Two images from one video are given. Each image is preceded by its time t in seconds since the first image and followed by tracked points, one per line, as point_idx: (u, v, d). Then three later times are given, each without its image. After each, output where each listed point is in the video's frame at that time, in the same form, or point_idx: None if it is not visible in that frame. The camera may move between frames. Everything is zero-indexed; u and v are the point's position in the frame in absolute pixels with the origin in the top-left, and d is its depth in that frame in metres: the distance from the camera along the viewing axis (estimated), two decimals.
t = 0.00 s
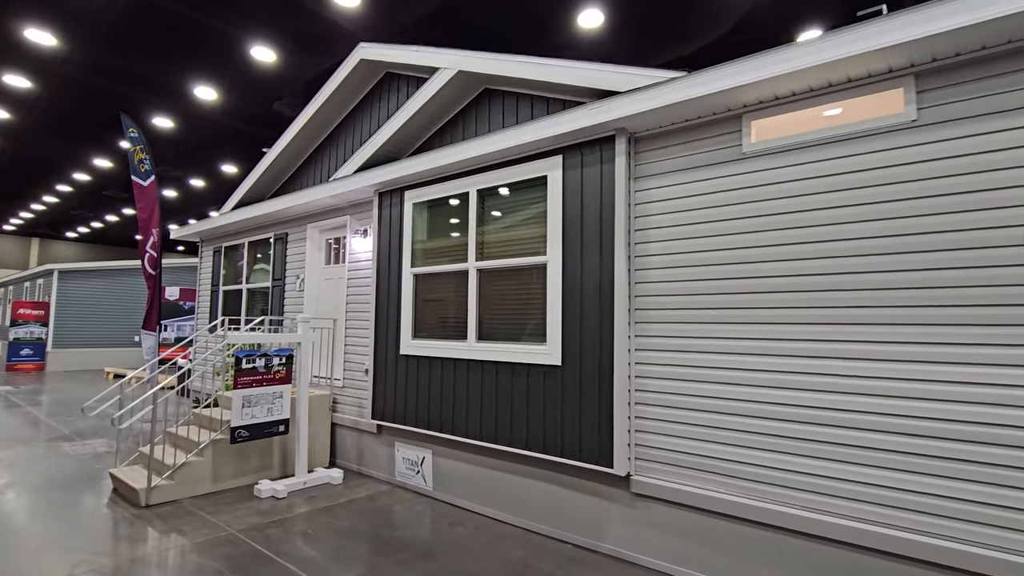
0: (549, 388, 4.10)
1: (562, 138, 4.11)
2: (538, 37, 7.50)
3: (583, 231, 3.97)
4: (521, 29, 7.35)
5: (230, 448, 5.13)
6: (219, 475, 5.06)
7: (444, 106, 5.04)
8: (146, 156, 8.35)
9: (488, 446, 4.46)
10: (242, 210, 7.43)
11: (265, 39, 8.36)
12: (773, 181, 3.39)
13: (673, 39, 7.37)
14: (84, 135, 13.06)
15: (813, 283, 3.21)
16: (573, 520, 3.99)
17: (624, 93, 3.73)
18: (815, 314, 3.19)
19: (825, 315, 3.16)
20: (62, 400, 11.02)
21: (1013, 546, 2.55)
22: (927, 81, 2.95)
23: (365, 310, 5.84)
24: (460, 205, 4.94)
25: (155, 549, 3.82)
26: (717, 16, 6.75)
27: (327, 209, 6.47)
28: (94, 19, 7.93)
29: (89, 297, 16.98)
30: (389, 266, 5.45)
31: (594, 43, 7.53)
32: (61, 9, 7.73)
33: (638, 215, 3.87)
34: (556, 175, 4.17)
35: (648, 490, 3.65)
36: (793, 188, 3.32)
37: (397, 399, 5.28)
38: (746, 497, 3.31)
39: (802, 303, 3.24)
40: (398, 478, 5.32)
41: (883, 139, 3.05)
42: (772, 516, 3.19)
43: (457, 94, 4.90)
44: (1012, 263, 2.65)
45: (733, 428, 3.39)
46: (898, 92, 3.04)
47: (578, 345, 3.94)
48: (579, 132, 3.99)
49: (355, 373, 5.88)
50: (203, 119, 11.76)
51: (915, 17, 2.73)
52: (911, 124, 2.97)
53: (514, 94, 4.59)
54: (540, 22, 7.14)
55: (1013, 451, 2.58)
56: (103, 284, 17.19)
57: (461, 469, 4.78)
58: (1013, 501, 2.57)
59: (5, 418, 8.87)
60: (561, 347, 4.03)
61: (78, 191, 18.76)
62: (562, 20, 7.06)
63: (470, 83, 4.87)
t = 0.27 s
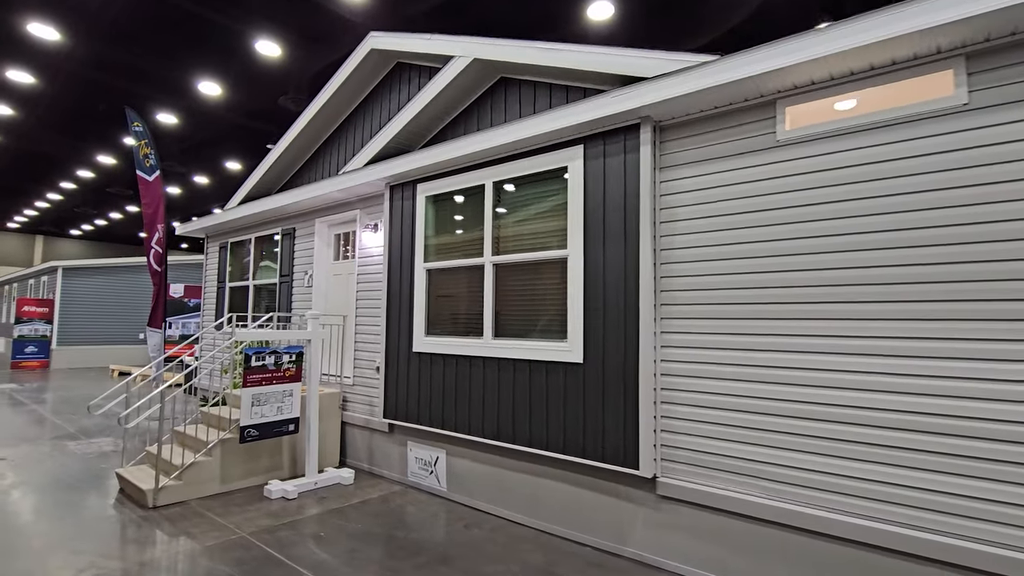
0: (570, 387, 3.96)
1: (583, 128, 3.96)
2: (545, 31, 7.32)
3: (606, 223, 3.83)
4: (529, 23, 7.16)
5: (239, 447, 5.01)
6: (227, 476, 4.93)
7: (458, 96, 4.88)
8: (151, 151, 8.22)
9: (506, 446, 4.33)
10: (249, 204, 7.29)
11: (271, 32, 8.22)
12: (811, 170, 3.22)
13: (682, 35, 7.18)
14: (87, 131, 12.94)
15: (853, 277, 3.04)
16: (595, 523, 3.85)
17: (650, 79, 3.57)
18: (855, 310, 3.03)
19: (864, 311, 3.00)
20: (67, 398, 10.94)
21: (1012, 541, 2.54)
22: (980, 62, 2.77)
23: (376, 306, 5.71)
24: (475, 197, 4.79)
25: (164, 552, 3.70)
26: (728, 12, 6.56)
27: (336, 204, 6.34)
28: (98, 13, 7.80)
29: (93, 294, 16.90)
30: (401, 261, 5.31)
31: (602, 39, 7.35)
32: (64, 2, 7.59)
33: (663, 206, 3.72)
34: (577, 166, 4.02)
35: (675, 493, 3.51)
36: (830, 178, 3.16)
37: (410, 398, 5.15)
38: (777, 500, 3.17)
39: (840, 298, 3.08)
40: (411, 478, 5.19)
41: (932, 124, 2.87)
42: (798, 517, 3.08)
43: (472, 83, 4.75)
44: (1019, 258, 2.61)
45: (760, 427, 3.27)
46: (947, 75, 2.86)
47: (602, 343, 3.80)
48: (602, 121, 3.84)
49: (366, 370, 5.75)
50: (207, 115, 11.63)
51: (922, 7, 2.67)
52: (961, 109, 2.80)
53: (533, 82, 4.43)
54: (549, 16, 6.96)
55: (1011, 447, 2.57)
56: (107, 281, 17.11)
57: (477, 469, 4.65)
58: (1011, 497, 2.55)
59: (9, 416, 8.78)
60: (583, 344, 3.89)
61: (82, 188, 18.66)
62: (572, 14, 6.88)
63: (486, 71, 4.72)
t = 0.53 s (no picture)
0: (595, 384, 3.82)
1: (609, 115, 3.81)
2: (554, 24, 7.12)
3: (633, 214, 3.68)
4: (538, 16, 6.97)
5: (252, 446, 4.90)
6: (240, 475, 4.83)
7: (475, 85, 4.74)
8: (161, 146, 8.12)
9: (529, 446, 4.19)
10: (260, 199, 7.17)
11: (280, 26, 8.09)
12: (856, 155, 3.04)
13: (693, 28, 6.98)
14: (95, 129, 12.89)
15: (903, 269, 2.86)
16: (622, 526, 3.71)
17: (680, 62, 3.41)
18: (907, 303, 2.84)
19: (917, 304, 2.81)
20: (78, 395, 10.90)
21: (1012, 536, 2.51)
22: None
23: (390, 302, 5.59)
24: (494, 189, 4.65)
25: (178, 555, 3.59)
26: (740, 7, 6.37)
27: (348, 198, 6.21)
28: (106, 8, 7.70)
29: (102, 292, 16.89)
30: (417, 255, 5.18)
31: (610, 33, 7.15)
32: None
33: (694, 195, 3.57)
34: (603, 154, 3.87)
35: (706, 495, 3.35)
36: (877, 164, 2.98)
37: (426, 395, 5.02)
38: (816, 503, 3.02)
39: (888, 291, 2.90)
40: (427, 477, 5.07)
41: (989, 106, 2.69)
42: (835, 521, 2.93)
43: (491, 71, 4.60)
44: None
45: (798, 427, 3.11)
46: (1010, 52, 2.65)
47: (629, 339, 3.65)
48: (630, 108, 3.69)
49: (380, 368, 5.63)
50: (216, 111, 11.53)
51: None
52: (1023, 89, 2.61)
53: (555, 69, 4.28)
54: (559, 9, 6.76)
55: (1012, 441, 2.54)
56: (116, 279, 17.10)
57: (496, 469, 4.52)
58: (1013, 491, 2.52)
59: (19, 414, 8.73)
60: (610, 341, 3.74)
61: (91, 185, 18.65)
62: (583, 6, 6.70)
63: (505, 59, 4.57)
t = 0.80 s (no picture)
0: (626, 384, 3.67)
1: (641, 104, 3.64)
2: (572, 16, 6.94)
3: (666, 207, 3.52)
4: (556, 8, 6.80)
5: (271, 447, 4.82)
6: (260, 476, 4.74)
7: (498, 76, 4.60)
8: (177, 143, 8.08)
9: (556, 448, 4.04)
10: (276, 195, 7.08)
11: (295, 22, 7.99)
12: (912, 142, 2.84)
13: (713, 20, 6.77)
14: (112, 128, 12.93)
15: (966, 263, 2.66)
16: (656, 533, 3.55)
17: (718, 47, 3.24)
18: (971, 300, 2.64)
19: (983, 301, 2.62)
20: (96, 393, 10.94)
21: (1016, 537, 2.48)
22: None
23: (410, 300, 5.47)
24: (518, 183, 4.51)
25: (199, 559, 3.49)
26: None
27: (366, 194, 6.10)
28: (122, 7, 7.65)
29: (120, 290, 17.02)
30: (437, 252, 5.06)
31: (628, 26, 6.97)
32: None
33: (732, 188, 3.39)
34: (634, 145, 3.71)
35: (746, 503, 3.19)
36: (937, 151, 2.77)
37: (447, 396, 4.90)
38: (867, 512, 2.85)
39: (949, 287, 2.70)
40: (448, 479, 4.95)
41: None
42: (889, 532, 2.76)
43: (513, 61, 4.46)
44: None
45: (846, 432, 2.93)
46: None
47: (663, 338, 3.50)
48: (664, 96, 3.52)
49: (399, 367, 5.52)
50: (231, 109, 11.50)
51: None
52: None
53: (582, 58, 4.13)
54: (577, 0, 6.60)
55: (1013, 440, 2.51)
56: (133, 277, 17.21)
57: (521, 472, 4.39)
58: (1015, 491, 2.50)
59: (40, 412, 8.77)
60: (641, 340, 3.59)
61: (107, 185, 18.79)
62: None
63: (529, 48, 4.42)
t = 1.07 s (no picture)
0: (663, 384, 3.51)
1: (678, 90, 3.47)
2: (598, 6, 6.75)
3: (707, 198, 3.35)
4: None
5: (296, 446, 4.76)
6: (285, 475, 4.69)
7: (525, 66, 4.46)
8: (201, 142, 8.10)
9: (589, 451, 3.90)
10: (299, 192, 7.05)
11: (316, 19, 7.93)
12: (981, 125, 2.61)
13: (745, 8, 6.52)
14: (138, 129, 13.10)
15: None
16: (697, 540, 3.38)
17: (763, 27, 3.05)
18: None
19: None
20: (124, 390, 11.11)
21: None
22: None
23: (434, 297, 5.37)
24: (547, 175, 4.36)
25: (226, 561, 3.43)
26: None
27: (389, 189, 6.02)
28: (147, 8, 7.68)
29: (147, 289, 17.31)
30: (463, 248, 4.94)
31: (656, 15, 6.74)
32: None
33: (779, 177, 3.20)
34: (671, 134, 3.54)
35: (794, 510, 3.00)
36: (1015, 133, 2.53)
37: (474, 395, 4.79)
38: (897, 515, 2.72)
39: None
40: (475, 480, 4.84)
41: None
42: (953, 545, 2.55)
43: (542, 49, 4.31)
44: None
45: (896, 435, 2.75)
46: None
47: (703, 336, 3.33)
48: (704, 81, 3.34)
49: (423, 365, 5.43)
50: (253, 109, 11.56)
51: None
52: None
53: (614, 44, 3.96)
54: None
55: (1016, 437, 2.45)
56: (159, 276, 17.49)
57: (551, 474, 4.25)
58: None
59: (70, 408, 8.90)
60: (680, 338, 3.43)
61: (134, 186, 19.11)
62: None
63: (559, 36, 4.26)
